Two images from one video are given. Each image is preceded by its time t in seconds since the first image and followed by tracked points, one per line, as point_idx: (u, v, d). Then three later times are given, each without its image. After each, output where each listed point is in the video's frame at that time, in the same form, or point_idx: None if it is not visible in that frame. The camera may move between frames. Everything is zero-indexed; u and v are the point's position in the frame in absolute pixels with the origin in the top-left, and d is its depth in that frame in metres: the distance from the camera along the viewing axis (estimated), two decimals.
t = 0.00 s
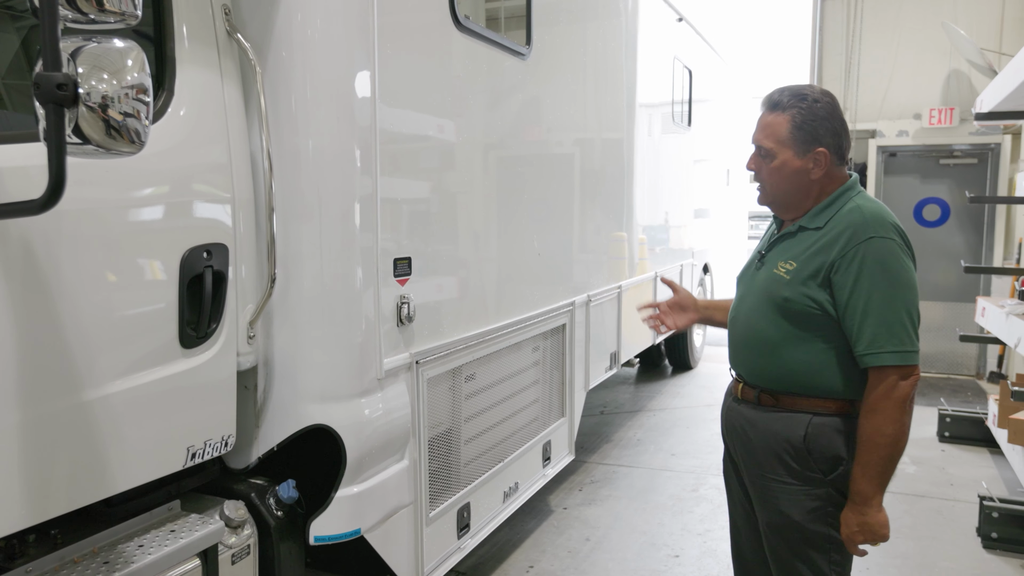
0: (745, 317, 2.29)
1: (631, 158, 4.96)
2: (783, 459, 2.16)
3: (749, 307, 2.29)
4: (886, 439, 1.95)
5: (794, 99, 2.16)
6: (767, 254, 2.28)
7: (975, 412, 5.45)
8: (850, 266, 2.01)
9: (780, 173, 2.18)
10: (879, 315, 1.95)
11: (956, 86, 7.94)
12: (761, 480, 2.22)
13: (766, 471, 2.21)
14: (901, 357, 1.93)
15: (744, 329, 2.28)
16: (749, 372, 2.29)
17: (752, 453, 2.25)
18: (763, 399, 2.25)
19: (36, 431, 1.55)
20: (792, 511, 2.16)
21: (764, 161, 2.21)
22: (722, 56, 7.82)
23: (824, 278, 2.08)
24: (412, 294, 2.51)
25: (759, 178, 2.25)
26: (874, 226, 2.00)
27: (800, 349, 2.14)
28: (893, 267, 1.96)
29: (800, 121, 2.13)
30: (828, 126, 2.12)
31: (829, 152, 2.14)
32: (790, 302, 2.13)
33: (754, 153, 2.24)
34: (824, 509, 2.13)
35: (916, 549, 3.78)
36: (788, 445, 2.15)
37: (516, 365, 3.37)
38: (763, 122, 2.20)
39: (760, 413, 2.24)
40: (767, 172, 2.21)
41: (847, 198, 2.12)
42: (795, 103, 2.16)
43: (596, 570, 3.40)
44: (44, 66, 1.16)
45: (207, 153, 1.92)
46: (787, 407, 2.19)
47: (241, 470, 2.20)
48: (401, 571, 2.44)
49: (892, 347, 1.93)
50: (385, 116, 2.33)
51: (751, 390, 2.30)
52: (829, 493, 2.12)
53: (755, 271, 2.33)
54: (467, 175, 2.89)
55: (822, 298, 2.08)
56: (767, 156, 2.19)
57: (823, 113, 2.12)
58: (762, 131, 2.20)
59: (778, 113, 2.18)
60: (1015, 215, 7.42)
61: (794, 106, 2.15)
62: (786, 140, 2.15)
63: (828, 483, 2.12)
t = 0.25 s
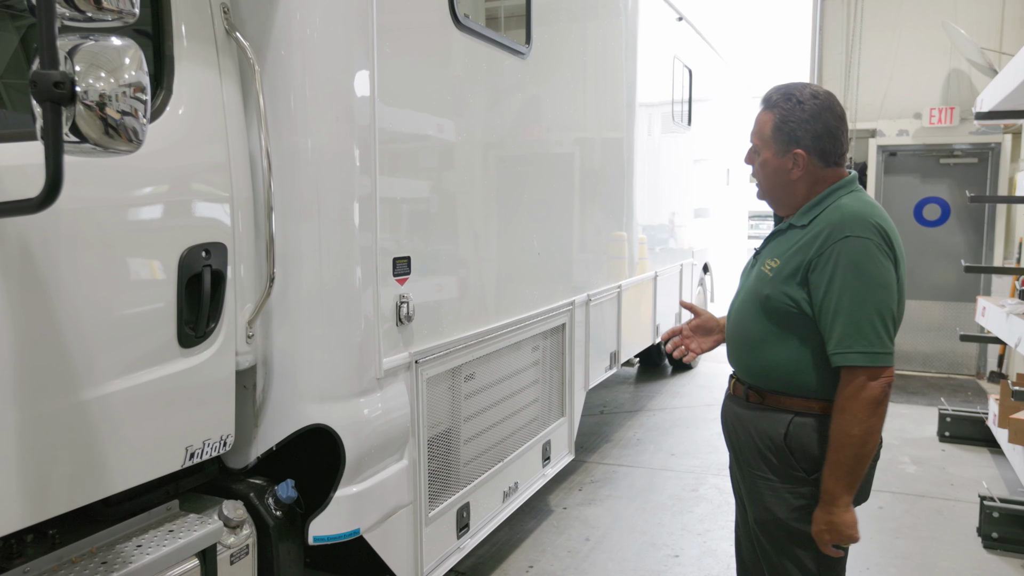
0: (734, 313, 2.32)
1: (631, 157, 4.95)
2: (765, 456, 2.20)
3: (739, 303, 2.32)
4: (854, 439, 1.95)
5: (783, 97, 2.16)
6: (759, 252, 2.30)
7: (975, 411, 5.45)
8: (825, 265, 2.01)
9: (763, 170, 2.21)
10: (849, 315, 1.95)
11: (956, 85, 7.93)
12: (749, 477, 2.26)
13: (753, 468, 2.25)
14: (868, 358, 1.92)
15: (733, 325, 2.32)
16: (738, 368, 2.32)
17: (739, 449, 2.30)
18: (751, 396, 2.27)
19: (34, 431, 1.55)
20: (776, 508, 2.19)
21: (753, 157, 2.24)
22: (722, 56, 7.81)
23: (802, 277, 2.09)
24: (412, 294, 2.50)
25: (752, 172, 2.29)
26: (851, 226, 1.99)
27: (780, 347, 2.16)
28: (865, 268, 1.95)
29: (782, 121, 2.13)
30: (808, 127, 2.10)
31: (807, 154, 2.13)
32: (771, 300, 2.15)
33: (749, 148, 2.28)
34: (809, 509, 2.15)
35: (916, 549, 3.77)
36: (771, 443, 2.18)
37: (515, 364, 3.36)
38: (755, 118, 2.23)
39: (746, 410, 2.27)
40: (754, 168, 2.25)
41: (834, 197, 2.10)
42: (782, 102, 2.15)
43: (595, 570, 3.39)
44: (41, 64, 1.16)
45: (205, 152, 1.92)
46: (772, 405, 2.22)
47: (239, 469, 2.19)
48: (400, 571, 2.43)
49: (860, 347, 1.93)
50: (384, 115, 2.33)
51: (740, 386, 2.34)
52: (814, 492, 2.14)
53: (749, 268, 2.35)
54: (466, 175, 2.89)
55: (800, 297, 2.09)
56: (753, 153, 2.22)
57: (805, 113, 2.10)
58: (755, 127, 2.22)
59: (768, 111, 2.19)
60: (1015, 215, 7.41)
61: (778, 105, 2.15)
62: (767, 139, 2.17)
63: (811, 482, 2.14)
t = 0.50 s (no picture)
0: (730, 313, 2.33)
1: (632, 158, 4.95)
2: (755, 456, 2.22)
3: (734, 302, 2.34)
4: (818, 438, 1.93)
5: (772, 96, 2.17)
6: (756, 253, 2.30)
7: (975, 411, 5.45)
8: (804, 265, 2.01)
9: (755, 169, 2.24)
10: (821, 315, 1.93)
11: (955, 85, 7.93)
12: (741, 476, 2.28)
13: (745, 468, 2.26)
14: (837, 358, 1.90)
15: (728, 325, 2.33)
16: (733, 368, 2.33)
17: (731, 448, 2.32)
18: (743, 396, 2.27)
19: (32, 431, 1.55)
20: (766, 507, 2.22)
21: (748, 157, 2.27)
22: (722, 56, 7.81)
23: (785, 277, 2.08)
24: (412, 294, 2.50)
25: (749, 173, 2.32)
26: (830, 226, 1.98)
27: (767, 346, 2.17)
28: (839, 268, 1.93)
29: (770, 121, 2.14)
30: (793, 125, 2.10)
31: (795, 151, 2.13)
32: (756, 299, 2.16)
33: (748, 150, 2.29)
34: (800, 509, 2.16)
35: (916, 549, 3.77)
36: (761, 443, 2.19)
37: (515, 365, 3.36)
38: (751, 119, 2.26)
39: (740, 409, 2.27)
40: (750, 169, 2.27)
41: (822, 197, 2.09)
42: (771, 102, 2.16)
43: (595, 570, 3.39)
44: (40, 64, 1.15)
45: (205, 152, 1.91)
46: (763, 405, 2.21)
47: (238, 470, 2.19)
48: (400, 571, 2.43)
49: (829, 347, 1.91)
50: (384, 114, 2.33)
51: (733, 385, 2.34)
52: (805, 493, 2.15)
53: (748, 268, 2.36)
54: (466, 175, 2.88)
55: (782, 297, 2.09)
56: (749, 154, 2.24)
57: (789, 112, 2.11)
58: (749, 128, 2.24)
59: (759, 112, 2.20)
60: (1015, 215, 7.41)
61: (766, 104, 2.17)
62: (755, 138, 2.20)
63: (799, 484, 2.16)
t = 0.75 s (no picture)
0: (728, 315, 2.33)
1: (631, 158, 4.95)
2: (754, 458, 2.21)
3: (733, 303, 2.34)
4: (807, 437, 1.93)
5: (773, 96, 2.15)
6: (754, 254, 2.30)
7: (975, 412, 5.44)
8: (799, 265, 2.00)
9: (761, 170, 2.18)
10: (815, 315, 1.92)
11: (955, 86, 7.90)
12: (742, 479, 2.27)
13: (745, 470, 2.26)
14: (830, 359, 1.89)
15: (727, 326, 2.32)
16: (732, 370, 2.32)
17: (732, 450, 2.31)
18: (742, 398, 2.26)
19: (28, 433, 1.54)
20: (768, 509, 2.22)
21: (748, 159, 2.21)
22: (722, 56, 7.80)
23: (781, 277, 2.08)
24: (411, 295, 2.49)
25: (745, 177, 2.25)
26: (825, 226, 1.97)
27: (764, 348, 2.16)
28: (833, 268, 1.92)
29: (779, 118, 2.12)
30: (807, 120, 2.10)
31: (809, 146, 2.12)
32: (753, 300, 2.15)
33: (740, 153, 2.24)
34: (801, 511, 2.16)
35: (917, 551, 3.76)
36: (760, 445, 2.19)
37: (515, 365, 3.35)
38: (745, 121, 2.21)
39: (740, 412, 2.26)
40: (753, 170, 2.20)
41: (821, 197, 2.08)
42: (774, 101, 2.14)
43: (595, 571, 3.38)
44: (35, 64, 1.14)
45: (203, 152, 1.90)
46: (762, 407, 2.20)
47: (238, 471, 2.18)
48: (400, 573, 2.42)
49: (823, 347, 1.90)
50: (383, 115, 2.32)
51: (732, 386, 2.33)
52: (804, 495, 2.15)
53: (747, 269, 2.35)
54: (466, 175, 2.88)
55: (779, 298, 2.08)
56: (750, 155, 2.18)
57: (801, 108, 2.11)
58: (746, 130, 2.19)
59: (760, 112, 2.17)
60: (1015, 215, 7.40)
61: (771, 103, 2.14)
62: (763, 137, 2.14)
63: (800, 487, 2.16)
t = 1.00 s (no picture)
0: (730, 317, 2.31)
1: (632, 158, 4.93)
2: (759, 461, 2.18)
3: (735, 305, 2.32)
4: (825, 439, 1.91)
5: (790, 91, 2.13)
6: (755, 255, 2.28)
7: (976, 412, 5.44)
8: (809, 265, 1.98)
9: (784, 164, 2.13)
10: (828, 315, 1.90)
11: (956, 86, 7.90)
12: (744, 481, 2.25)
13: (747, 472, 2.23)
14: (845, 359, 1.87)
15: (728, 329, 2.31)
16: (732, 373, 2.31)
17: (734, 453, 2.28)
18: (745, 400, 2.24)
19: (23, 434, 1.52)
20: (770, 512, 2.19)
21: (768, 154, 2.15)
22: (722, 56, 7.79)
23: (788, 278, 2.06)
24: (411, 295, 2.48)
25: (760, 173, 2.18)
26: (835, 226, 1.95)
27: (770, 349, 2.14)
28: (846, 267, 1.90)
29: (804, 110, 2.10)
30: (828, 113, 2.11)
31: (832, 140, 2.14)
32: (759, 301, 2.13)
33: (755, 148, 2.17)
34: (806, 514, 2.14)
35: (918, 552, 3.75)
36: (765, 448, 2.16)
37: (515, 366, 3.33)
38: (761, 115, 2.15)
39: (741, 413, 2.24)
40: (773, 164, 2.15)
41: (830, 194, 2.07)
42: (793, 94, 2.13)
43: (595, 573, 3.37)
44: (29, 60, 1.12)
45: (201, 151, 1.89)
46: (766, 409, 2.18)
47: (236, 473, 2.17)
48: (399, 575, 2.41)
49: (838, 348, 1.88)
50: (383, 114, 2.30)
51: (734, 389, 2.31)
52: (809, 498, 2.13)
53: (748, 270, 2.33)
54: (466, 175, 2.86)
55: (787, 299, 2.06)
56: (772, 149, 2.13)
57: (821, 102, 2.12)
58: (767, 122, 2.13)
59: (780, 104, 2.13)
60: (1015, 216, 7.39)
61: (791, 97, 2.12)
62: (789, 129, 2.10)
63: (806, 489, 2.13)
